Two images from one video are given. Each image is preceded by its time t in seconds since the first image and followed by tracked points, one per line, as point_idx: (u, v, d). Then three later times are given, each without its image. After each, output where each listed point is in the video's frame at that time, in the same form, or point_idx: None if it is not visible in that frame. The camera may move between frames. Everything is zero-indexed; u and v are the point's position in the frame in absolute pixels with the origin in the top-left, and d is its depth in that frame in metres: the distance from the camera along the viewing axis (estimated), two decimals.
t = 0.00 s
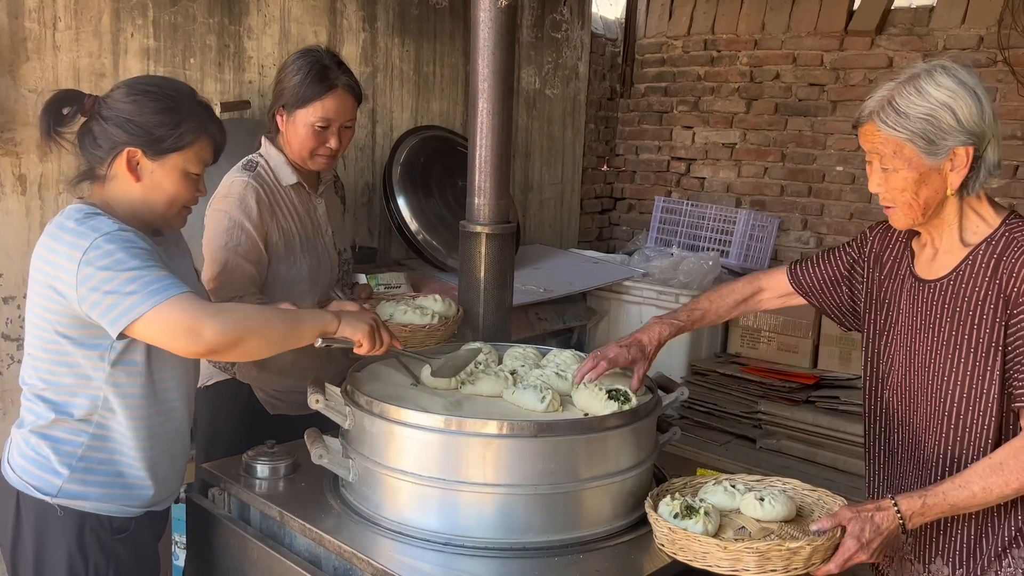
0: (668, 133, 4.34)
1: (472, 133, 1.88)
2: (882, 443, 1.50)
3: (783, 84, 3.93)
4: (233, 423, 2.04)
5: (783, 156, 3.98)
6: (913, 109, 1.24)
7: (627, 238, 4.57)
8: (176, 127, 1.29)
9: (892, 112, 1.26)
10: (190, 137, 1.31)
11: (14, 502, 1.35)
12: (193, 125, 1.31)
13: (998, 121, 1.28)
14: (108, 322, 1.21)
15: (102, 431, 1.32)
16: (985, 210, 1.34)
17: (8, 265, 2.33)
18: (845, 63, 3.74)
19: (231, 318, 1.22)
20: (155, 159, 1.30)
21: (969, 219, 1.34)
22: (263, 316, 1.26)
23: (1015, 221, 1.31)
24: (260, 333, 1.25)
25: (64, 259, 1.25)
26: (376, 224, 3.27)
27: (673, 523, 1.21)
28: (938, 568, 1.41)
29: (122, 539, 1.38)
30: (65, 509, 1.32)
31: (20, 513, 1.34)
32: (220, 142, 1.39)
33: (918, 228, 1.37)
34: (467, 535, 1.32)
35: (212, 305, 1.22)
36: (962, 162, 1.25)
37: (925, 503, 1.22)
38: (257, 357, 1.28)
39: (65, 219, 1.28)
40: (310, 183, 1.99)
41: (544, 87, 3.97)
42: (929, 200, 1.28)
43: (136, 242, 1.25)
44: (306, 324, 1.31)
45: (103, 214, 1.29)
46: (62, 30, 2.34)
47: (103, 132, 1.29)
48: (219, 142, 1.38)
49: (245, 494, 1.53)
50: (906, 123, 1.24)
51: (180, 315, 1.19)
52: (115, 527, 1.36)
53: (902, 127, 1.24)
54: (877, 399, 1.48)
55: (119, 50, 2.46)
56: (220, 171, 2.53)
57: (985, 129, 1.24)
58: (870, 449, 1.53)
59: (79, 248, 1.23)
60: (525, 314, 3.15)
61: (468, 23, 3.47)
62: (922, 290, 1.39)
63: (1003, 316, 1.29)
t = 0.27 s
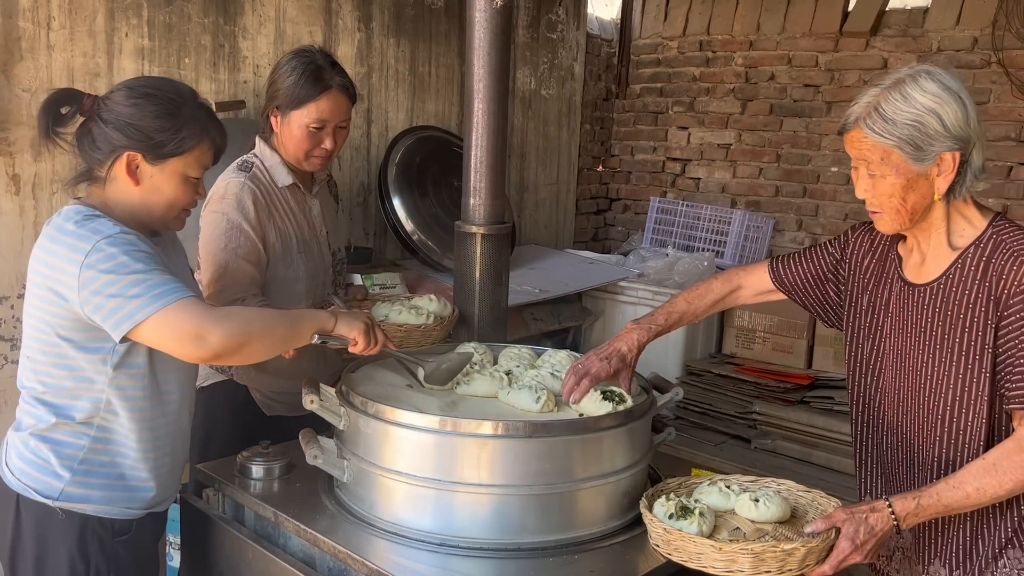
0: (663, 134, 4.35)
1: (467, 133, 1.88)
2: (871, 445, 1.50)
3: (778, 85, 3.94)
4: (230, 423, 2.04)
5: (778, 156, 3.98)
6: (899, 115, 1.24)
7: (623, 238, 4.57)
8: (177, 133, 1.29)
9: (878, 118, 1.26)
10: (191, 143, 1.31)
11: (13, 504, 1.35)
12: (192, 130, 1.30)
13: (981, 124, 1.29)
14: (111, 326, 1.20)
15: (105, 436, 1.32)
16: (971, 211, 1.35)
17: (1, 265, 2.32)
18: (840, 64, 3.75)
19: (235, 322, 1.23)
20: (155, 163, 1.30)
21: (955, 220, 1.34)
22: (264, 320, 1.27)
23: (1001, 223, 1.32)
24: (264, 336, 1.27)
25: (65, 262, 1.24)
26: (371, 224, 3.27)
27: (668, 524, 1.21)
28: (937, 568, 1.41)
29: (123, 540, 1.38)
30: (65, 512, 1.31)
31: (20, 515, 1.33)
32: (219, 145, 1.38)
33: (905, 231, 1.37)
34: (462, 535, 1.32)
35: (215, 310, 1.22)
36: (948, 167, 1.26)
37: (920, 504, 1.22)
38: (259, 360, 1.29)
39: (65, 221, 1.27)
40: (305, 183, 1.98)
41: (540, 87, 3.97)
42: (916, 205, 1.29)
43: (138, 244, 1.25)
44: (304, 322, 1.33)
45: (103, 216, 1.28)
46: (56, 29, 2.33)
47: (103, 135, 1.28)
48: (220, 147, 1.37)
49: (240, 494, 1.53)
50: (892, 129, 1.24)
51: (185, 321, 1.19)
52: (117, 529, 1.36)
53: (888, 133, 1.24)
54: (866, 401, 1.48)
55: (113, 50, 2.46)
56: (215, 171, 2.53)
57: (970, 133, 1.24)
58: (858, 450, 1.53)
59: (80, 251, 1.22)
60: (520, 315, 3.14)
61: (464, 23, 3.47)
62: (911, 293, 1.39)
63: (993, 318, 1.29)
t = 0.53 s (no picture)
0: (659, 135, 4.35)
1: (462, 133, 1.88)
2: (863, 447, 1.50)
3: (774, 85, 3.94)
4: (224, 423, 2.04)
5: (774, 157, 3.99)
6: (892, 121, 1.23)
7: (618, 239, 4.57)
8: (168, 132, 1.28)
9: (870, 124, 1.25)
10: (182, 142, 1.30)
11: (9, 505, 1.34)
12: (185, 128, 1.30)
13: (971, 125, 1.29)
14: (98, 320, 1.20)
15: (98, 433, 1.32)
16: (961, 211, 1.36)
17: None
18: (835, 65, 3.76)
19: (218, 316, 1.22)
20: (147, 162, 1.29)
21: (946, 222, 1.35)
22: (248, 316, 1.26)
23: (993, 225, 1.32)
24: (247, 332, 1.26)
25: (54, 257, 1.24)
26: (367, 224, 3.26)
27: (664, 524, 1.22)
28: (930, 569, 1.41)
29: (122, 540, 1.38)
30: (64, 512, 1.31)
31: (15, 515, 1.33)
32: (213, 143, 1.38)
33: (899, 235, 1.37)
34: (457, 536, 1.32)
35: (200, 304, 1.22)
36: (943, 170, 1.26)
37: (915, 506, 1.22)
38: (244, 356, 1.29)
39: (56, 217, 1.27)
40: (302, 182, 1.98)
41: (536, 87, 3.97)
42: (912, 210, 1.29)
43: (126, 239, 1.25)
44: (293, 321, 1.31)
45: (94, 212, 1.28)
46: (51, 29, 2.33)
47: (95, 135, 1.28)
48: (213, 145, 1.37)
49: (235, 494, 1.52)
50: (886, 135, 1.24)
51: (167, 314, 1.18)
52: (115, 528, 1.36)
53: (881, 139, 1.24)
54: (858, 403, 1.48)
55: (109, 49, 2.45)
56: (211, 171, 2.52)
57: (962, 136, 1.25)
58: (850, 452, 1.53)
59: (69, 247, 1.22)
60: (516, 315, 3.14)
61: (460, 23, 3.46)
62: (905, 295, 1.39)
63: (985, 321, 1.29)
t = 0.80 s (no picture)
0: (656, 135, 4.36)
1: (460, 134, 1.88)
2: (858, 448, 1.50)
3: (770, 86, 3.95)
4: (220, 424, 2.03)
5: (770, 158, 3.99)
6: (890, 129, 1.23)
7: (615, 239, 4.57)
8: (163, 132, 1.28)
9: (867, 134, 1.25)
10: (178, 142, 1.30)
11: (4, 506, 1.34)
12: (181, 128, 1.30)
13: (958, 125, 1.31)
14: (109, 313, 1.20)
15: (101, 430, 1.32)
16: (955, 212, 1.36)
17: None
18: (832, 66, 3.77)
19: (235, 306, 1.22)
20: (143, 163, 1.29)
21: (942, 225, 1.36)
22: (265, 310, 1.25)
23: (986, 226, 1.32)
24: (263, 325, 1.25)
25: (60, 252, 1.23)
26: (364, 225, 3.26)
27: (662, 525, 1.22)
28: (926, 569, 1.41)
29: (118, 541, 1.38)
30: (61, 515, 1.31)
31: (11, 517, 1.32)
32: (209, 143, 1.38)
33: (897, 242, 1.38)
34: (455, 536, 1.32)
35: (213, 293, 1.21)
36: (943, 173, 1.27)
37: (911, 507, 1.23)
38: (257, 353, 1.27)
39: (58, 212, 1.27)
40: (300, 182, 1.98)
41: (533, 88, 3.97)
42: (914, 214, 1.30)
43: (133, 233, 1.25)
44: (310, 324, 1.30)
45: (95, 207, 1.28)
46: (48, 29, 2.32)
47: (91, 136, 1.28)
48: (208, 145, 1.37)
49: (232, 495, 1.52)
50: (886, 144, 1.23)
51: (184, 301, 1.19)
52: (112, 530, 1.36)
53: (881, 148, 1.24)
54: (853, 404, 1.49)
55: (106, 49, 2.45)
56: (207, 171, 2.52)
57: (956, 137, 1.26)
58: (846, 453, 1.54)
59: (77, 241, 1.22)
60: (513, 316, 3.14)
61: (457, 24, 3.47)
62: (899, 297, 1.40)
63: (979, 323, 1.30)
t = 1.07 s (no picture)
0: (653, 136, 4.36)
1: (459, 135, 1.88)
2: (859, 450, 1.51)
3: (767, 87, 3.96)
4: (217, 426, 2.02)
5: (767, 159, 4.00)
6: (892, 132, 1.24)
7: (613, 240, 4.57)
8: (161, 132, 1.29)
9: (869, 137, 1.25)
10: (175, 142, 1.31)
11: (5, 506, 1.33)
12: (177, 127, 1.31)
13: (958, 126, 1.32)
14: (118, 303, 1.20)
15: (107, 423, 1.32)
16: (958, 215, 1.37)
17: None
18: (829, 68, 3.77)
19: (245, 295, 1.23)
20: (141, 163, 1.30)
21: (943, 228, 1.36)
22: (275, 300, 1.27)
23: (988, 228, 1.33)
24: (271, 314, 1.26)
25: (67, 245, 1.24)
26: (362, 226, 3.26)
27: (659, 525, 1.22)
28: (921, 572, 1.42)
29: (120, 541, 1.38)
30: (63, 515, 1.31)
31: (13, 517, 1.32)
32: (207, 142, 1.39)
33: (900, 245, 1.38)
34: (454, 537, 1.32)
35: (225, 283, 1.23)
36: (945, 174, 1.28)
37: (913, 508, 1.23)
38: (263, 342, 1.28)
39: (62, 208, 1.28)
40: (298, 183, 1.98)
41: (531, 89, 3.97)
42: (918, 217, 1.30)
43: (139, 226, 1.26)
44: (316, 317, 1.31)
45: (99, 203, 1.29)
46: (46, 30, 2.32)
47: (88, 136, 1.28)
48: (205, 144, 1.38)
49: (231, 496, 1.52)
50: (889, 148, 1.24)
51: (195, 289, 1.20)
52: (114, 530, 1.36)
53: (885, 152, 1.24)
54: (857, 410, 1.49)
55: (104, 50, 2.45)
56: (205, 172, 2.52)
57: (957, 139, 1.27)
58: (848, 455, 1.54)
59: (83, 234, 1.23)
60: (511, 316, 3.14)
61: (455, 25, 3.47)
62: (901, 298, 1.40)
63: (981, 324, 1.30)
